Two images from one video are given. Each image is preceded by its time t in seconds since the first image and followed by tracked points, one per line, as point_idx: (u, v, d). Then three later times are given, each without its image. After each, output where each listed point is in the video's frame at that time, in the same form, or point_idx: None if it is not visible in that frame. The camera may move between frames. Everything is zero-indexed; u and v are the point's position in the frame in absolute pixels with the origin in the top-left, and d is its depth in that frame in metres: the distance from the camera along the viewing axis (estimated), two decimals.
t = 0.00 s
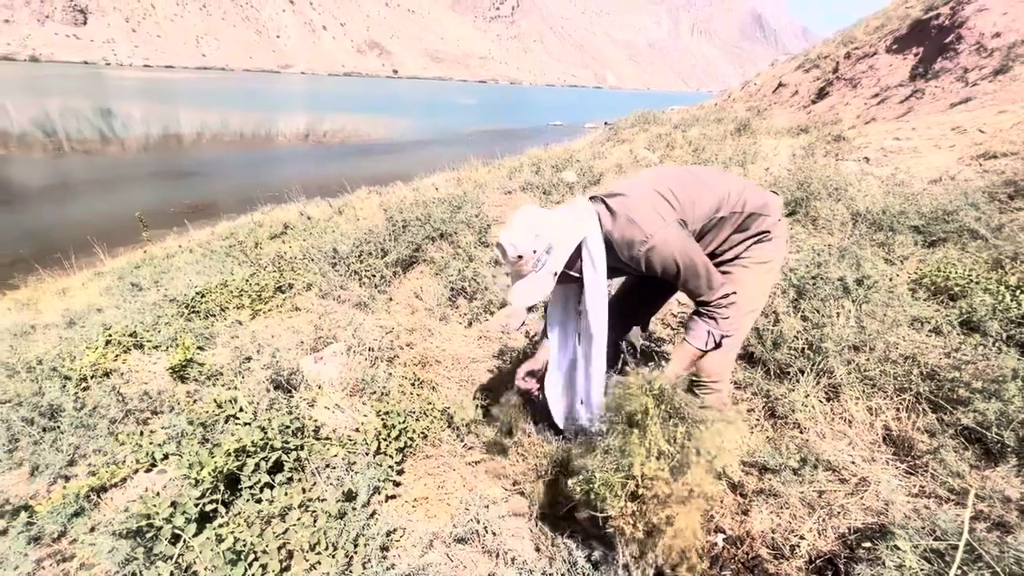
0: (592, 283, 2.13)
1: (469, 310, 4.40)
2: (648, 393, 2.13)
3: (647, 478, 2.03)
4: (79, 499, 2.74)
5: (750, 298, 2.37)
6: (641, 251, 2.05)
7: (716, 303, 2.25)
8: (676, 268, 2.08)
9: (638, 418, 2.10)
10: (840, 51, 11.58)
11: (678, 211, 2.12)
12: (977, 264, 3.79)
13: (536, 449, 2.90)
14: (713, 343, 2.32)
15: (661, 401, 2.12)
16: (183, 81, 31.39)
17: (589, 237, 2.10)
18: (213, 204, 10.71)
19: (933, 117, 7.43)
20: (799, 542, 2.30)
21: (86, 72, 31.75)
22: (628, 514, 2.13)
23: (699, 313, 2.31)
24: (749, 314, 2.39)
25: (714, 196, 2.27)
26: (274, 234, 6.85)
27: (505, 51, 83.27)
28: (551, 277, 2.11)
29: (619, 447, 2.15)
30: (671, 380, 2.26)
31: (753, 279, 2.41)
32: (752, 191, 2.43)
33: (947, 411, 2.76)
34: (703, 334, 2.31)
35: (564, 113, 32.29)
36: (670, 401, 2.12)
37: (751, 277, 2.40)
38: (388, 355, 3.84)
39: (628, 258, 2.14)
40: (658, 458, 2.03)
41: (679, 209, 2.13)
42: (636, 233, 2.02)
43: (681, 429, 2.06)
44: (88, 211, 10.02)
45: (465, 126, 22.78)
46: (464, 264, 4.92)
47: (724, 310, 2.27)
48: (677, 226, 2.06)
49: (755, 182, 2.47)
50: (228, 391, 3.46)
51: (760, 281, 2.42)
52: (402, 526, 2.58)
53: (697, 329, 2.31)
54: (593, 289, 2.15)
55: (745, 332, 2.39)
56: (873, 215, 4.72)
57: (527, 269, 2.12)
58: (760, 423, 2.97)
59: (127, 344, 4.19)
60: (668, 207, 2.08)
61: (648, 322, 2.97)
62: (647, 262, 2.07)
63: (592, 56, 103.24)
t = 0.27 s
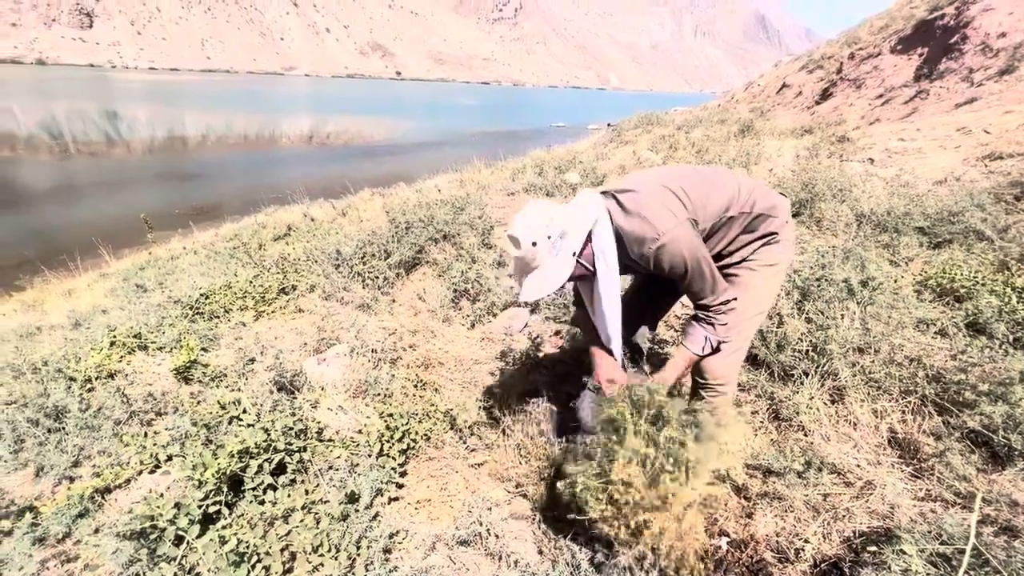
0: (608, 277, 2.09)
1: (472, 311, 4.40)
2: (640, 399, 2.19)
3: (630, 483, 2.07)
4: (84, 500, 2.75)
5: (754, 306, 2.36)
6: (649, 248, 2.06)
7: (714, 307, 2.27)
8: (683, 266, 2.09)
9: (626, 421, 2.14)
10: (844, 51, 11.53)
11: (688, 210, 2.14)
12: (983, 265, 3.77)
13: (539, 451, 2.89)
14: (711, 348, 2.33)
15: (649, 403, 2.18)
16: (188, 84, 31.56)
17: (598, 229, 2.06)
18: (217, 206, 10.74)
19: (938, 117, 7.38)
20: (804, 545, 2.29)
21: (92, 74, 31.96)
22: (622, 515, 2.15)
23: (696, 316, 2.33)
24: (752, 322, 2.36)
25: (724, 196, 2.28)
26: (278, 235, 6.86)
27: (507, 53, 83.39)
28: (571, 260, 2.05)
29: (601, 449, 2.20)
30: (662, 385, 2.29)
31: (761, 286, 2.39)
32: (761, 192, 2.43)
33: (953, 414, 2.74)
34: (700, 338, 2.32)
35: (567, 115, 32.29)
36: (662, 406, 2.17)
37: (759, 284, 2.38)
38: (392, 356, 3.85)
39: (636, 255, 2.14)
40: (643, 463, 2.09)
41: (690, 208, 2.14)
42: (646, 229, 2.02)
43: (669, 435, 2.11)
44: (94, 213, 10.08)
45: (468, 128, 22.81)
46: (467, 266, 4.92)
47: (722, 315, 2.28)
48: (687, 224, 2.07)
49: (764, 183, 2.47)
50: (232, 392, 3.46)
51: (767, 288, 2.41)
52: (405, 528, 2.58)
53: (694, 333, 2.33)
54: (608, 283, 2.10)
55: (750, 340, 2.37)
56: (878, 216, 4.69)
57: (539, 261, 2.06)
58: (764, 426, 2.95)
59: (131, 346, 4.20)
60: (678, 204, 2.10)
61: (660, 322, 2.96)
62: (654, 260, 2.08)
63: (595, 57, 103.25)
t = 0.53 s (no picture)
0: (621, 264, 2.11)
1: (473, 313, 4.40)
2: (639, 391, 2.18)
3: (631, 484, 2.05)
4: (86, 501, 2.76)
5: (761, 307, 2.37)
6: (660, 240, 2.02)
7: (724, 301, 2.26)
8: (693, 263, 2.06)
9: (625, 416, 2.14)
10: (845, 52, 11.53)
11: (702, 203, 2.09)
12: (985, 267, 3.76)
13: (541, 453, 2.90)
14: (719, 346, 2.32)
15: (648, 400, 2.15)
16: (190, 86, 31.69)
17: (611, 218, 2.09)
18: (219, 208, 10.77)
19: (940, 118, 7.37)
20: (807, 548, 2.27)
21: (96, 77, 32.12)
22: (623, 517, 2.14)
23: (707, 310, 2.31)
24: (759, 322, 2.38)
25: (736, 192, 2.24)
26: (280, 237, 6.88)
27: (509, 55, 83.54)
28: (591, 242, 2.06)
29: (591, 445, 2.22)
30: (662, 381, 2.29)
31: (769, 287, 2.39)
32: (770, 189, 2.40)
33: (956, 416, 2.73)
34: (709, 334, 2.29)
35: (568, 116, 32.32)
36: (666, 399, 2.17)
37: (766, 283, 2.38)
38: (393, 358, 3.84)
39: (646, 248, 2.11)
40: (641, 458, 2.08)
41: (704, 202, 2.10)
42: (657, 221, 1.98)
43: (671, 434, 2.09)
44: (97, 215, 10.12)
45: (470, 129, 22.83)
46: (468, 267, 4.92)
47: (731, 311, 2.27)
48: (702, 218, 2.03)
49: (773, 180, 2.44)
50: (234, 394, 3.46)
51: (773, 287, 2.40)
52: (406, 530, 2.58)
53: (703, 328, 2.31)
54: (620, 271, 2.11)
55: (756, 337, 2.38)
56: (880, 217, 4.68)
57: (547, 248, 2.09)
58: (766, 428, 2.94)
59: (133, 347, 4.21)
60: (692, 197, 2.06)
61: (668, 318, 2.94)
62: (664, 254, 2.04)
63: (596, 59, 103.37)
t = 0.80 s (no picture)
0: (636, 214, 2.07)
1: (474, 314, 4.40)
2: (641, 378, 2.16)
3: (630, 480, 2.05)
4: (87, 503, 2.75)
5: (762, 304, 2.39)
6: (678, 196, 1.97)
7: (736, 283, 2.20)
8: (711, 225, 1.99)
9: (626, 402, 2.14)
10: (844, 53, 11.56)
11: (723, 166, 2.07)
12: (986, 267, 3.76)
13: (543, 453, 2.90)
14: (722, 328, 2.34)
15: (650, 398, 2.14)
16: (190, 89, 31.75)
17: (633, 158, 2.02)
18: (220, 210, 10.78)
19: (939, 119, 7.38)
20: (809, 548, 2.27)
21: (96, 79, 32.18)
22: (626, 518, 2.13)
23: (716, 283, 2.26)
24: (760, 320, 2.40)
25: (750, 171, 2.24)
26: (280, 238, 6.88)
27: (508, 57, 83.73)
28: (620, 166, 2.00)
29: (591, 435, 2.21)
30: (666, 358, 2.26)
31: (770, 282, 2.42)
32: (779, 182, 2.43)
33: (958, 416, 2.74)
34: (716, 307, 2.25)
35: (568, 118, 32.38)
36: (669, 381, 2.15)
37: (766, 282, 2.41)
38: (394, 359, 3.84)
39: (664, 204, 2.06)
40: (641, 446, 2.09)
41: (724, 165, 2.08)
42: (681, 174, 1.93)
43: (673, 431, 2.08)
44: (98, 217, 10.13)
45: (470, 131, 22.86)
46: (469, 268, 4.93)
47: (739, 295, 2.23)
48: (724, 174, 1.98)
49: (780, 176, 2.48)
50: (235, 396, 3.47)
51: (774, 282, 2.43)
52: (408, 531, 2.58)
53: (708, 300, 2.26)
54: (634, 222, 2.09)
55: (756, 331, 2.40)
56: (880, 217, 4.69)
57: (570, 178, 2.00)
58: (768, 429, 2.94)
59: (134, 349, 4.21)
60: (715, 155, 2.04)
61: (677, 308, 2.94)
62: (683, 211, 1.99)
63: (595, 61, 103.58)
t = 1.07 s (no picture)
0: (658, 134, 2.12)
1: (472, 316, 4.39)
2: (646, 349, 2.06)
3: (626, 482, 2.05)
4: (83, 508, 2.74)
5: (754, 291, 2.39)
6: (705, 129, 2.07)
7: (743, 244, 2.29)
8: (731, 165, 2.10)
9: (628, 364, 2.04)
10: (840, 55, 11.61)
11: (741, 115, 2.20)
12: (982, 267, 3.79)
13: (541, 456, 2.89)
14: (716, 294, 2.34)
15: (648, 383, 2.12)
16: (189, 91, 31.76)
17: (671, 77, 2.08)
18: (217, 213, 10.76)
19: (935, 120, 7.42)
20: (808, 549, 2.27)
21: (93, 82, 32.13)
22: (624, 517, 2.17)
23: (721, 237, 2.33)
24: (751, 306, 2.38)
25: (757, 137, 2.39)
26: (278, 241, 6.88)
27: (506, 59, 83.85)
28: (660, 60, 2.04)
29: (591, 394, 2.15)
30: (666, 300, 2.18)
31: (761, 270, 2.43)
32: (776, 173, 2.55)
33: (956, 416, 2.75)
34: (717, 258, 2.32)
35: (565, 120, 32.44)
36: (674, 334, 2.05)
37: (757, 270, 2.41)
38: (392, 361, 3.83)
39: (685, 138, 2.14)
40: (642, 428, 2.06)
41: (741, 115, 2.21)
42: (714, 109, 2.05)
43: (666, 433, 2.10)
44: (94, 220, 10.11)
45: (468, 133, 22.88)
46: (467, 271, 4.93)
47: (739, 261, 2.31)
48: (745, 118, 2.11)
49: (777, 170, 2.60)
50: (232, 399, 3.45)
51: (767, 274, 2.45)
52: (406, 534, 2.57)
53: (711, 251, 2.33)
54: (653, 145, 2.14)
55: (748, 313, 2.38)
56: (877, 218, 4.70)
57: (606, 64, 2.03)
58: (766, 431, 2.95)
59: (131, 353, 4.20)
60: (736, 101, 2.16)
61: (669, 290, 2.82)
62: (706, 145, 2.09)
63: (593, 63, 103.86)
